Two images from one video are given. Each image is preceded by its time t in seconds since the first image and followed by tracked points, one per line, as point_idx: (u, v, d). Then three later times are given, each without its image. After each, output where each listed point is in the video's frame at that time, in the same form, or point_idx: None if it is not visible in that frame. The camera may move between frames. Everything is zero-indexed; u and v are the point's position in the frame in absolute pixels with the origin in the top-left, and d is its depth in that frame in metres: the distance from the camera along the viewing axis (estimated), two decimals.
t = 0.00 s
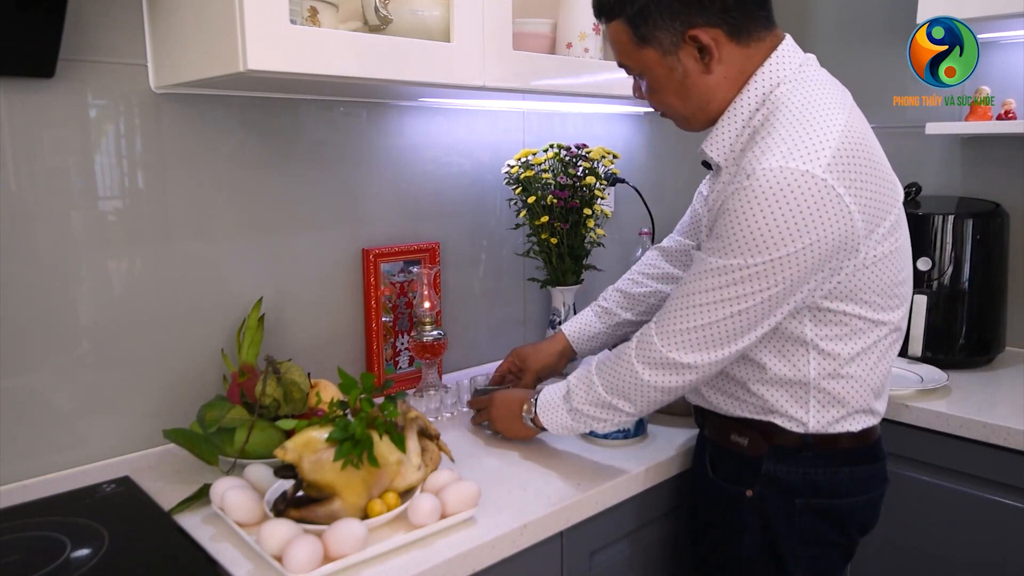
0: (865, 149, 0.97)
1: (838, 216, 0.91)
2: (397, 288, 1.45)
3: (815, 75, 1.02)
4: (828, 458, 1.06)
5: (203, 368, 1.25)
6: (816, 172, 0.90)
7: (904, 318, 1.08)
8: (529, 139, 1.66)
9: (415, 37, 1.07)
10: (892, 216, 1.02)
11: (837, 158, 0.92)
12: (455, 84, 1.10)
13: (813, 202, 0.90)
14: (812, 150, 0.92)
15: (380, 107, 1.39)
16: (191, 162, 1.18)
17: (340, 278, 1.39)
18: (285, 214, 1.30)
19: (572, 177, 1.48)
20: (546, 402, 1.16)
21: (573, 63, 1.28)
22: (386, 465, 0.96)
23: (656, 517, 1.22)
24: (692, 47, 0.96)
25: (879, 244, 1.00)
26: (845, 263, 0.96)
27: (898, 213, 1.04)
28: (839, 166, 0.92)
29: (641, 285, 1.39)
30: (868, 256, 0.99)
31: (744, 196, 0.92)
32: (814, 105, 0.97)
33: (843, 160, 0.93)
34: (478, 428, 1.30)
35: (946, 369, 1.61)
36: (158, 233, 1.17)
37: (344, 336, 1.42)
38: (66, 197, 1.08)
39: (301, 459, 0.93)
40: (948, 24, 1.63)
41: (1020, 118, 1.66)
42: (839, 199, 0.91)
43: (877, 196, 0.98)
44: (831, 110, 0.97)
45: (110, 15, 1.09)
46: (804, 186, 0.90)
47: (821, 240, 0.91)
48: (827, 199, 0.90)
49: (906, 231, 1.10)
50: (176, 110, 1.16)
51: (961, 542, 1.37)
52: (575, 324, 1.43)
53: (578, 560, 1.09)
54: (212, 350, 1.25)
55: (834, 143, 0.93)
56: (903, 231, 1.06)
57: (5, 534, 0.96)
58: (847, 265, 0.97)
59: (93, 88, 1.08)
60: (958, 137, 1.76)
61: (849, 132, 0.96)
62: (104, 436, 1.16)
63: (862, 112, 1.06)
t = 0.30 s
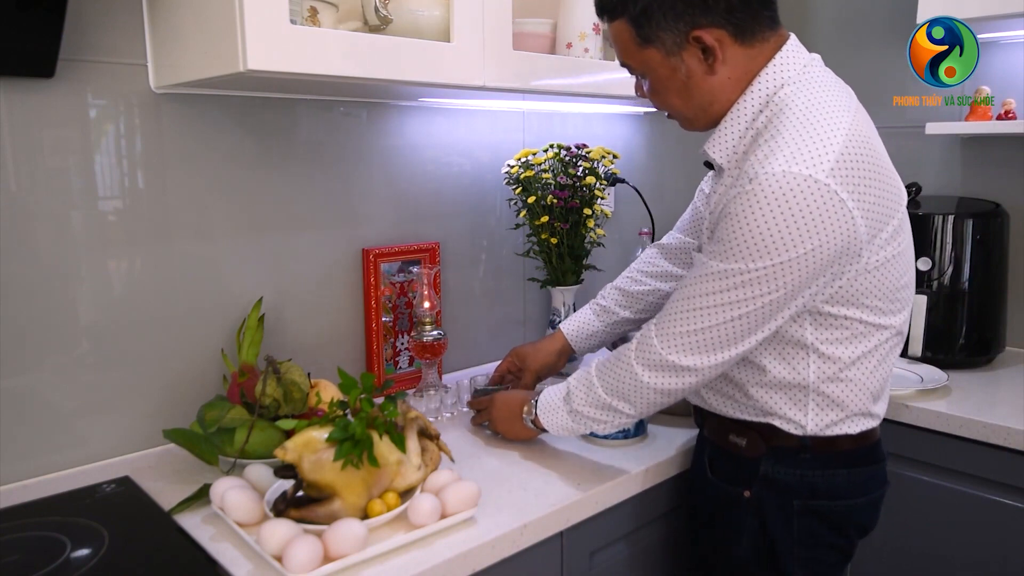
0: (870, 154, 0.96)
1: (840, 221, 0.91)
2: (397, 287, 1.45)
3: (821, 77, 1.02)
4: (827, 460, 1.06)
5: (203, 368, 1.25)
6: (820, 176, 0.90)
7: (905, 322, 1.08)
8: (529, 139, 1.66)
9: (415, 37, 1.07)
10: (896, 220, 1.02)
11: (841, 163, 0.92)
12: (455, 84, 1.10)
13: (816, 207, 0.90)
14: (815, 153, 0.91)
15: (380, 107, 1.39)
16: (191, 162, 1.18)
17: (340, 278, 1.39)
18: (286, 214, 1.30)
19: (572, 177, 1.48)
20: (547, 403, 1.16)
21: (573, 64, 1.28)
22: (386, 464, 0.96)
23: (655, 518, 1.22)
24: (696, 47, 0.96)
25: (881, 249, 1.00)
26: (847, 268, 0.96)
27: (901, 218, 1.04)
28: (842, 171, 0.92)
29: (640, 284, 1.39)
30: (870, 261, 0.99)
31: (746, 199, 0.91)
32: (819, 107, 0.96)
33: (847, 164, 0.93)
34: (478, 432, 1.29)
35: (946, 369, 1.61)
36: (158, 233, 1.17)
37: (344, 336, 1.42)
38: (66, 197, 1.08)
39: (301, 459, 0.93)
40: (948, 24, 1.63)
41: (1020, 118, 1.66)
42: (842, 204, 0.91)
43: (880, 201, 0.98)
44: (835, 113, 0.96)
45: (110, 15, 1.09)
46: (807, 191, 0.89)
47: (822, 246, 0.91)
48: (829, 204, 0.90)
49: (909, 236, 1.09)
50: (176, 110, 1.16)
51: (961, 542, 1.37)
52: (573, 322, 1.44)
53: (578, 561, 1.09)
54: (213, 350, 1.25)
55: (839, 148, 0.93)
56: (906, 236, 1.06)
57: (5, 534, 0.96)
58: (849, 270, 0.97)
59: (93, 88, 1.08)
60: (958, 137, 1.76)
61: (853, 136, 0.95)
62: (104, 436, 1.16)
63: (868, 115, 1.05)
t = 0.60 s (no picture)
0: (870, 157, 0.96)
1: (841, 227, 0.91)
2: (397, 288, 1.45)
3: (821, 79, 1.02)
4: (827, 461, 1.06)
5: (203, 368, 1.25)
6: (819, 182, 0.90)
7: (906, 324, 1.08)
8: (529, 139, 1.66)
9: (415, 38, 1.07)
10: (897, 223, 1.02)
11: (841, 168, 0.92)
12: (455, 84, 1.10)
13: (817, 213, 0.89)
14: (817, 158, 0.91)
15: (380, 108, 1.39)
16: (191, 162, 1.18)
17: (340, 278, 1.39)
18: (285, 214, 1.30)
19: (572, 177, 1.48)
20: (550, 402, 1.16)
21: (574, 64, 1.28)
22: (386, 464, 0.96)
23: (655, 518, 1.22)
24: (694, 53, 0.96)
25: (882, 253, 1.00)
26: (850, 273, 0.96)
27: (903, 220, 1.04)
28: (842, 176, 0.92)
29: (657, 237, 1.42)
30: (871, 264, 0.99)
31: (747, 205, 0.91)
32: (819, 111, 0.96)
33: (848, 168, 0.93)
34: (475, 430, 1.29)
35: (946, 369, 1.61)
36: (158, 233, 1.17)
37: (344, 336, 1.42)
38: (66, 197, 1.08)
39: (301, 459, 0.93)
40: (948, 24, 1.63)
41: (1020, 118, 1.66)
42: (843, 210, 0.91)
43: (882, 205, 0.98)
44: (836, 117, 0.96)
45: (110, 15, 1.09)
46: (809, 196, 0.89)
47: (824, 251, 0.91)
48: (830, 210, 0.90)
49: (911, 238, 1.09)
50: (176, 110, 1.16)
51: (961, 542, 1.37)
52: (582, 236, 1.45)
53: (578, 560, 1.09)
54: (213, 350, 1.25)
55: (840, 152, 0.93)
56: (908, 238, 1.06)
57: (5, 534, 0.96)
58: (852, 275, 0.96)
59: (93, 88, 1.08)
60: (958, 137, 1.76)
61: (853, 140, 0.95)
62: (104, 437, 1.16)
63: (870, 116, 1.05)
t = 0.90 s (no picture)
0: (874, 163, 0.95)
1: (840, 232, 0.90)
2: (397, 288, 1.45)
3: (827, 81, 1.01)
4: (823, 462, 1.06)
5: (203, 368, 1.25)
6: (818, 187, 0.89)
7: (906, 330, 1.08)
8: (529, 139, 1.66)
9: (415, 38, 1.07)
10: (899, 229, 1.01)
11: (842, 173, 0.91)
12: (456, 84, 1.10)
13: (815, 218, 0.89)
14: (817, 163, 0.91)
15: (380, 108, 1.39)
16: (190, 163, 1.18)
17: (340, 278, 1.39)
18: (285, 215, 1.30)
19: (572, 177, 1.48)
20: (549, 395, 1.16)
21: (574, 64, 1.28)
22: (386, 464, 0.96)
23: (655, 518, 1.22)
24: (699, 56, 0.96)
25: (883, 259, 0.99)
26: (848, 278, 0.95)
27: (905, 226, 1.03)
28: (842, 182, 0.91)
29: (651, 224, 1.41)
30: (871, 270, 0.98)
31: (744, 207, 0.91)
32: (823, 115, 0.96)
33: (850, 173, 0.92)
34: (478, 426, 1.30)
35: (946, 369, 1.61)
36: (158, 233, 1.17)
37: (344, 336, 1.42)
38: (66, 197, 1.08)
39: (301, 459, 0.93)
40: (948, 24, 1.63)
41: (1020, 118, 1.66)
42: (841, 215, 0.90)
43: (884, 211, 0.97)
44: (840, 121, 0.96)
45: (110, 15, 1.09)
46: (808, 201, 0.89)
47: (822, 257, 0.91)
48: (828, 215, 0.89)
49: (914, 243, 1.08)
50: (176, 110, 1.16)
51: (961, 542, 1.37)
52: (580, 226, 1.42)
53: (578, 561, 1.09)
54: (212, 350, 1.25)
55: (842, 156, 0.92)
56: (911, 244, 1.05)
57: (6, 534, 0.96)
58: (851, 280, 0.96)
59: (93, 88, 1.08)
60: (958, 137, 1.76)
61: (856, 145, 0.94)
62: (103, 437, 1.16)
63: (877, 119, 1.04)
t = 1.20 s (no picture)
0: (880, 162, 0.95)
1: (849, 231, 0.90)
2: (397, 288, 1.45)
3: (829, 79, 1.01)
4: (826, 463, 1.06)
5: (203, 368, 1.25)
6: (825, 185, 0.89)
7: (913, 331, 1.08)
8: (529, 139, 1.66)
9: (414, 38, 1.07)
10: (906, 229, 1.01)
11: (850, 172, 0.91)
12: (456, 84, 1.10)
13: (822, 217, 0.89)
14: (826, 162, 0.91)
15: (380, 108, 1.39)
16: (191, 162, 1.18)
17: (340, 278, 1.39)
18: (286, 215, 1.30)
19: (572, 177, 1.48)
20: (555, 397, 1.16)
21: (574, 64, 1.28)
22: (386, 465, 0.96)
23: (655, 518, 1.22)
24: (698, 57, 0.96)
25: (889, 259, 1.00)
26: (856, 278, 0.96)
27: (912, 226, 1.03)
28: (851, 181, 0.91)
29: (659, 263, 1.40)
30: (879, 270, 0.98)
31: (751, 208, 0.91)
32: (828, 114, 0.96)
33: (859, 171, 0.92)
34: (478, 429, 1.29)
35: (946, 369, 1.61)
36: (158, 233, 1.17)
37: (344, 336, 1.42)
38: (66, 197, 1.08)
39: (301, 459, 0.93)
40: (948, 24, 1.63)
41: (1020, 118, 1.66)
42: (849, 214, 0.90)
43: (891, 210, 0.97)
44: (846, 119, 0.96)
45: (110, 15, 1.09)
46: (818, 201, 0.89)
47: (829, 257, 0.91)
48: (838, 214, 0.89)
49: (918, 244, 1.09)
50: (176, 110, 1.16)
51: (961, 542, 1.37)
52: (588, 283, 1.43)
53: (578, 561, 1.09)
54: (213, 350, 1.25)
55: (850, 155, 0.92)
56: (917, 243, 1.05)
57: (5, 534, 0.96)
58: (858, 279, 0.96)
59: (93, 88, 1.08)
60: (958, 137, 1.76)
61: (861, 143, 0.94)
62: (103, 437, 1.16)
63: (880, 118, 1.04)
